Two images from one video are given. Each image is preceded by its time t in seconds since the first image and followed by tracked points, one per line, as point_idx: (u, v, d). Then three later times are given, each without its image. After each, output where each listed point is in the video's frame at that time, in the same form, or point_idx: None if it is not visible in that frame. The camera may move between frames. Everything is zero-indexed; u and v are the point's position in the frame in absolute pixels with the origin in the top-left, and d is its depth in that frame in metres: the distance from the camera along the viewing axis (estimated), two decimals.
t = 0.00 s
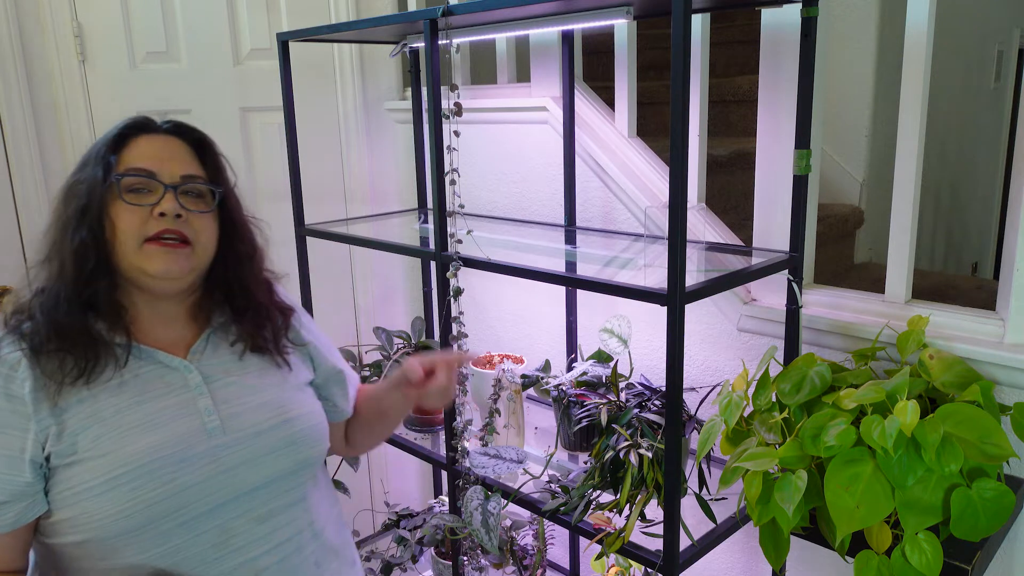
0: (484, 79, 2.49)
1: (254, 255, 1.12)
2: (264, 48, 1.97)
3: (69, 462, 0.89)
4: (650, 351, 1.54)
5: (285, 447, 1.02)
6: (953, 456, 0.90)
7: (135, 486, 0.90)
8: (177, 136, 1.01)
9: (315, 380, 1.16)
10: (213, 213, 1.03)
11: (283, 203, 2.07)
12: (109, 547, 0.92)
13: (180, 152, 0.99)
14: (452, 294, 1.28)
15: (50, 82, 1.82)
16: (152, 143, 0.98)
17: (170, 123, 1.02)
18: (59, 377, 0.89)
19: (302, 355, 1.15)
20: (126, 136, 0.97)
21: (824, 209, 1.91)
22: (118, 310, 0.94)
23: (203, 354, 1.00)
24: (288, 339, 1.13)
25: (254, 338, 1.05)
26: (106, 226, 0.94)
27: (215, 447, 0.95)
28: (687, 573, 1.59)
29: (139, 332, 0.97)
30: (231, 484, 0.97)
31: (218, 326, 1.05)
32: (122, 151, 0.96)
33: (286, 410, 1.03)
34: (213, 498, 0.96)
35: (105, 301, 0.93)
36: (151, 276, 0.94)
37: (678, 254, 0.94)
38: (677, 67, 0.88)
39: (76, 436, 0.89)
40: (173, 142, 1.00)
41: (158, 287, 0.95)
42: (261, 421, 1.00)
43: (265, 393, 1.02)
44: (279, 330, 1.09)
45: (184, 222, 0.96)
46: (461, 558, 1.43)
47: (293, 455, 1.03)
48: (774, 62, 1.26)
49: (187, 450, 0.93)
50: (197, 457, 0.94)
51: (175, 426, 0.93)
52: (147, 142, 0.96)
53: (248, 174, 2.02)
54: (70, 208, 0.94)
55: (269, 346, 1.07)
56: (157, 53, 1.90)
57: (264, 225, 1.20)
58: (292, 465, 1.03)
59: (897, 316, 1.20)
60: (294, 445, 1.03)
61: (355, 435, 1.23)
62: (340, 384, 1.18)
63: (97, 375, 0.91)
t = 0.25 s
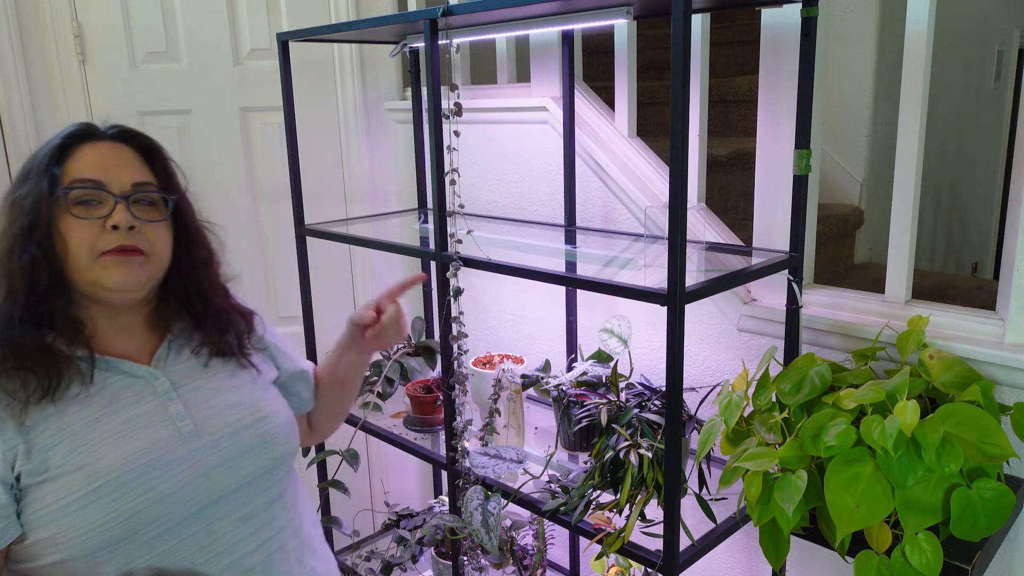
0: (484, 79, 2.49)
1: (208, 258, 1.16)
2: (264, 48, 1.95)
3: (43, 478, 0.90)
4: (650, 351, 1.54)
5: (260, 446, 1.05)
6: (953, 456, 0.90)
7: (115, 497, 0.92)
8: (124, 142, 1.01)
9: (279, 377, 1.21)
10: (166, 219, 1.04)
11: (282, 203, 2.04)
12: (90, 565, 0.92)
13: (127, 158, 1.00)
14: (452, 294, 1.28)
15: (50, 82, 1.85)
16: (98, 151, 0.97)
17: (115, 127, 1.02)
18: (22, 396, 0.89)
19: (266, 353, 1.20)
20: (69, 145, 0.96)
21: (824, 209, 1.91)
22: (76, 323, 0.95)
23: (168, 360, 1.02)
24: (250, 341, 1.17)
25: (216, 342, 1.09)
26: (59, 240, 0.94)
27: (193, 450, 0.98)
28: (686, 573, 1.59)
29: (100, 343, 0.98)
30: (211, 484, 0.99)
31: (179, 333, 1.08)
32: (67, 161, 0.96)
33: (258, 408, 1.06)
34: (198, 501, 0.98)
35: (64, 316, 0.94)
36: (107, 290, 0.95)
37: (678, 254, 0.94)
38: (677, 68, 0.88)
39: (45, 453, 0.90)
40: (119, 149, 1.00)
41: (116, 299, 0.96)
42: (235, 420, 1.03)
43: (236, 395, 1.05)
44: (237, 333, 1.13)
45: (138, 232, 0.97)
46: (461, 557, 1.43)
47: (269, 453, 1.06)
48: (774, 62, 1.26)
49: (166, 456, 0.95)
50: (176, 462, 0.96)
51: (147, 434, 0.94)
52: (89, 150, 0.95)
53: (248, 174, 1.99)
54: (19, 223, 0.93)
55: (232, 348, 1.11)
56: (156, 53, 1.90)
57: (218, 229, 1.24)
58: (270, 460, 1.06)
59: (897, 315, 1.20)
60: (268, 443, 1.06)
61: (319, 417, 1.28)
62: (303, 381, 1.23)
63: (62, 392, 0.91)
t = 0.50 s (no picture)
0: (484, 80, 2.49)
1: (177, 262, 1.18)
2: (264, 48, 1.94)
3: (20, 493, 0.93)
4: (650, 351, 1.54)
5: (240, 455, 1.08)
6: (953, 456, 0.90)
7: (96, 510, 0.94)
8: (86, 147, 1.03)
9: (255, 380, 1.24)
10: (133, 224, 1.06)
11: (283, 204, 2.03)
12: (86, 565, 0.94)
13: (89, 164, 1.02)
14: (452, 294, 1.28)
15: (51, 83, 1.87)
16: (59, 155, 1.00)
17: (77, 131, 1.05)
18: None
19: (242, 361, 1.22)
20: (28, 150, 0.98)
21: (824, 209, 1.91)
22: (45, 334, 0.97)
23: (142, 369, 1.05)
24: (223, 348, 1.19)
25: (189, 351, 1.11)
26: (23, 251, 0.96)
27: (173, 460, 1.01)
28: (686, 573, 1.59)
29: (70, 353, 1.01)
30: (191, 495, 1.03)
31: (150, 341, 1.11)
32: (28, 166, 0.98)
33: (236, 414, 1.10)
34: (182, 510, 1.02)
35: (32, 325, 0.97)
36: (77, 300, 0.97)
37: (678, 254, 0.94)
38: (678, 68, 0.88)
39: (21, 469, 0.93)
40: (79, 153, 1.02)
41: (85, 307, 0.98)
42: (214, 427, 1.07)
43: (214, 403, 1.09)
44: (211, 339, 1.15)
45: (104, 237, 0.99)
46: (461, 558, 1.43)
47: (248, 459, 1.10)
48: (774, 62, 1.26)
49: (146, 467, 0.98)
50: (156, 472, 0.99)
51: (125, 445, 0.97)
52: (50, 155, 0.98)
53: (249, 174, 1.99)
54: None
55: (205, 355, 1.13)
56: (156, 53, 1.91)
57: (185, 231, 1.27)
58: (249, 467, 1.10)
59: (897, 316, 1.20)
60: (248, 449, 1.10)
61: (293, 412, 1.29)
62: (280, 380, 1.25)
63: (36, 404, 0.94)
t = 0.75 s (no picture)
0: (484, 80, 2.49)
1: (165, 265, 1.19)
2: (264, 48, 1.94)
3: (8, 501, 0.92)
4: (650, 351, 1.54)
5: (228, 461, 1.10)
6: (954, 456, 0.90)
7: (88, 519, 0.94)
8: (74, 151, 1.04)
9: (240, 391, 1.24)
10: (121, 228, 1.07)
11: (283, 203, 2.03)
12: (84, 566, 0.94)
13: (78, 167, 1.03)
14: (452, 294, 1.28)
15: (51, 83, 1.87)
16: (44, 159, 1.00)
17: (64, 133, 1.05)
18: None
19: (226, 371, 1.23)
20: (14, 153, 0.99)
21: (825, 209, 1.91)
22: (30, 339, 0.97)
23: (129, 376, 1.06)
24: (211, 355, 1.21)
25: (177, 358, 1.13)
26: (10, 256, 0.96)
27: (163, 468, 1.01)
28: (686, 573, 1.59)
29: (57, 360, 1.01)
30: (181, 501, 1.03)
31: (139, 347, 1.11)
32: (14, 169, 0.98)
33: (225, 423, 1.12)
34: (172, 517, 1.03)
35: (17, 330, 0.97)
36: (65, 307, 0.98)
37: (678, 254, 0.94)
38: (677, 68, 0.89)
39: (9, 476, 0.92)
40: (64, 155, 1.02)
41: (71, 314, 0.99)
42: (203, 435, 1.08)
43: (202, 410, 1.10)
44: (199, 346, 1.17)
45: (92, 243, 1.00)
46: (461, 558, 1.43)
47: (235, 468, 1.11)
48: (774, 62, 1.26)
49: (138, 475, 0.99)
50: (148, 480, 1.00)
51: (114, 452, 0.98)
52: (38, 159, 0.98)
53: (249, 174, 1.99)
54: None
55: (193, 362, 1.15)
56: (157, 53, 1.91)
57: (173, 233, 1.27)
58: (236, 477, 1.11)
59: (897, 315, 1.20)
60: (236, 458, 1.11)
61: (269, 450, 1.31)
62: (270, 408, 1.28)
63: (23, 411, 0.94)
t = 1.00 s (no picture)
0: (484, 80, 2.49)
1: (163, 267, 1.19)
2: (264, 48, 1.94)
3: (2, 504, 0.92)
4: (650, 351, 1.54)
5: (224, 464, 1.10)
6: (954, 456, 0.90)
7: (79, 522, 0.94)
8: (74, 151, 1.04)
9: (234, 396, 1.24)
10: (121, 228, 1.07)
11: (283, 202, 2.03)
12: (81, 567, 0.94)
13: (78, 167, 1.03)
14: (453, 294, 1.28)
15: (51, 83, 1.87)
16: (46, 160, 1.00)
17: (65, 133, 1.05)
18: None
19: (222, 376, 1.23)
20: (15, 153, 0.99)
21: (824, 209, 1.91)
22: (27, 341, 0.97)
23: (125, 379, 1.06)
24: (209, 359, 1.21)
25: (174, 361, 1.13)
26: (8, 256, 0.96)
27: (158, 471, 1.02)
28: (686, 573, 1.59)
29: (53, 362, 1.01)
30: (177, 504, 1.04)
31: (136, 350, 1.12)
32: (14, 169, 0.98)
33: (221, 427, 1.12)
34: (166, 520, 1.03)
35: (13, 330, 0.96)
36: (63, 308, 0.98)
37: (678, 254, 0.94)
38: (677, 69, 0.89)
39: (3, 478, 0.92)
40: (65, 156, 1.03)
41: (68, 314, 0.99)
42: (198, 439, 1.08)
43: (198, 414, 1.11)
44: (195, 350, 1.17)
45: (91, 243, 1.00)
46: (460, 558, 1.43)
47: (229, 473, 1.11)
48: (774, 63, 1.27)
49: (133, 478, 0.99)
50: (142, 483, 1.00)
51: (109, 455, 0.98)
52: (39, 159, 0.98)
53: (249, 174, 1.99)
54: None
55: (190, 366, 1.15)
56: (157, 53, 1.91)
57: (172, 235, 1.27)
58: (231, 482, 1.11)
59: (897, 315, 1.20)
60: (231, 463, 1.11)
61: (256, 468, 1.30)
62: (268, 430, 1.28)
63: (17, 414, 0.94)
